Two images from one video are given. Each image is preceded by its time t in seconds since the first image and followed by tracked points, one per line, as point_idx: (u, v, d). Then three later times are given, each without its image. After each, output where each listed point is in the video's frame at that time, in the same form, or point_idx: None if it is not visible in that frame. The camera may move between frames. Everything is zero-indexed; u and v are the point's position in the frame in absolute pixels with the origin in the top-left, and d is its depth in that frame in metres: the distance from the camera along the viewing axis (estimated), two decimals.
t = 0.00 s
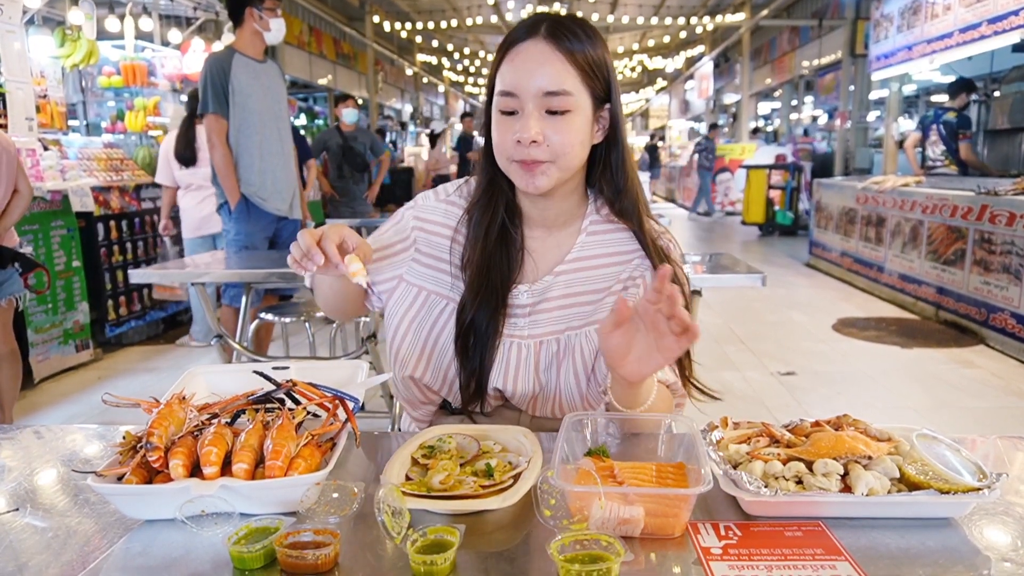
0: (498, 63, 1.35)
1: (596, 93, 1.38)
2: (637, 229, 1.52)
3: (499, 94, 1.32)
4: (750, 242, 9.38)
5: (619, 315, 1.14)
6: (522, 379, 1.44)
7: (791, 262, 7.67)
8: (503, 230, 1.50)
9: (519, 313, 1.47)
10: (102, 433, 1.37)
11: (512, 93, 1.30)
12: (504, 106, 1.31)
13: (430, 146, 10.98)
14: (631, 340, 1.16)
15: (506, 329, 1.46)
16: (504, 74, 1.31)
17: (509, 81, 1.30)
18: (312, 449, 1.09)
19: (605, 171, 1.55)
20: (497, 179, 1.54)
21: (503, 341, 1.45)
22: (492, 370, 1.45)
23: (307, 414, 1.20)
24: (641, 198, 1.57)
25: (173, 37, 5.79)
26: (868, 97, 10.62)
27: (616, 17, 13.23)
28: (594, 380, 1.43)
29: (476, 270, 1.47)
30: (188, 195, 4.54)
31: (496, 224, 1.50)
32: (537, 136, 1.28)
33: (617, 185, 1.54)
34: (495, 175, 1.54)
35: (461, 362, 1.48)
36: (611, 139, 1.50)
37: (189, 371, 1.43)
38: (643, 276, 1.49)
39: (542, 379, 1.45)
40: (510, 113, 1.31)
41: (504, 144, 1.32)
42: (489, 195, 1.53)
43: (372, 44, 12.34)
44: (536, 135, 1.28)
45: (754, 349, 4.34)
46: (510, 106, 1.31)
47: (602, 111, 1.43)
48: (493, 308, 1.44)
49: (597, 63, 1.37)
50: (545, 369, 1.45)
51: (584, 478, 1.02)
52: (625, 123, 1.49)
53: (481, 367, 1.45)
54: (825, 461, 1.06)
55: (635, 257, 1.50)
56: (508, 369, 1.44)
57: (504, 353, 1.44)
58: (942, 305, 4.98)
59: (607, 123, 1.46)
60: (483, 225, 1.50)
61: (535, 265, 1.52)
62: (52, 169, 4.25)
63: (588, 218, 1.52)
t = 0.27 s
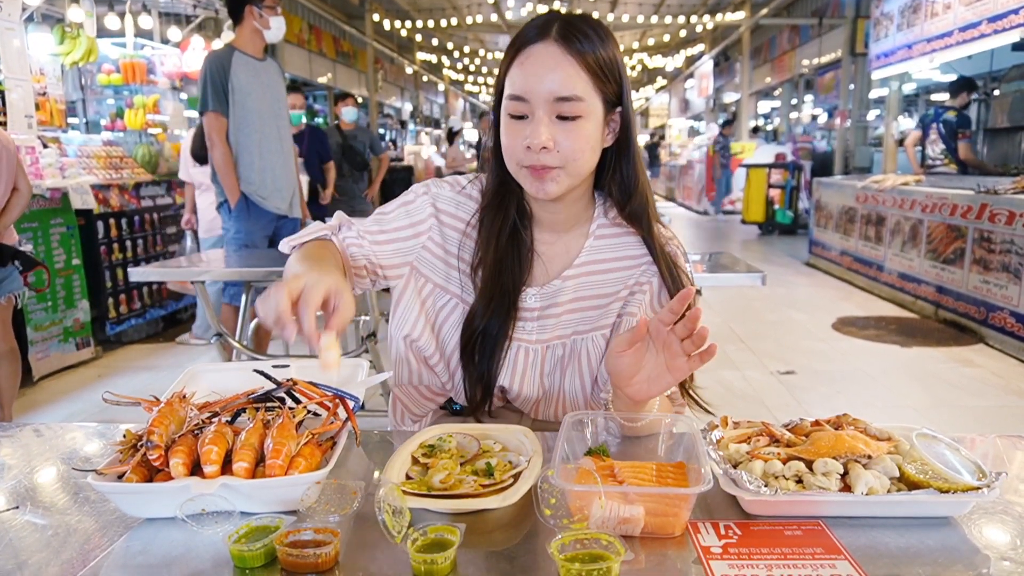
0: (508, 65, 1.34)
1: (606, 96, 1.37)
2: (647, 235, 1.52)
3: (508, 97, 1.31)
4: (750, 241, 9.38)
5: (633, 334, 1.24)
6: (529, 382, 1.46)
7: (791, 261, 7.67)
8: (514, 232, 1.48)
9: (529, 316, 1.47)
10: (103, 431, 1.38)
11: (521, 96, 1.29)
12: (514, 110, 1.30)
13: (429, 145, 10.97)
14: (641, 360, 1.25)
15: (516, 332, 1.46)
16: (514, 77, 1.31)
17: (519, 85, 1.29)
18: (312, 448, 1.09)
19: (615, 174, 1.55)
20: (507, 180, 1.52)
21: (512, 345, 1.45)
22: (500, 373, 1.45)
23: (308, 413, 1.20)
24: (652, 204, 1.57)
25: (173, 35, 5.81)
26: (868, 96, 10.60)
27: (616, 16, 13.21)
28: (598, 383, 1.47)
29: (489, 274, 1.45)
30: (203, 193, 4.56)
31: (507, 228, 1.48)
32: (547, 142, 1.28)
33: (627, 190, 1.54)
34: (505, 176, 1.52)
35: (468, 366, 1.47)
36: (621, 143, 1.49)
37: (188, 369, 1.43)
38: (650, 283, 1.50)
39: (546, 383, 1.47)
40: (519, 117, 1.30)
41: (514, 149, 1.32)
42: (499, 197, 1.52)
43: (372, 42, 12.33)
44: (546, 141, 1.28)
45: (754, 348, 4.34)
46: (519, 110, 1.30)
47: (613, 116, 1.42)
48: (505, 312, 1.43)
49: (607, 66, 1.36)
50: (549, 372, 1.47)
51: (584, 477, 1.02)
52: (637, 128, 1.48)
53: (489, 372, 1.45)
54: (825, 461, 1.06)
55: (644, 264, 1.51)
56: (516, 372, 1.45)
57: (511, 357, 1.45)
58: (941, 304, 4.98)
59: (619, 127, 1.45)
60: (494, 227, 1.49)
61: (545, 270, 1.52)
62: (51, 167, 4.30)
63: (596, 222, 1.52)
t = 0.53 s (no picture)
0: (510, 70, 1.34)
1: (610, 101, 1.37)
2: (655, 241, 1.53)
3: (511, 103, 1.31)
4: (750, 240, 9.38)
5: (634, 328, 1.25)
6: (539, 388, 1.49)
7: (792, 261, 7.67)
8: (525, 242, 1.47)
9: (541, 326, 1.47)
10: (103, 431, 1.37)
11: (524, 102, 1.29)
12: (516, 116, 1.30)
13: (429, 144, 10.97)
14: (642, 355, 1.26)
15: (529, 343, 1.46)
16: (516, 83, 1.30)
17: (521, 90, 1.29)
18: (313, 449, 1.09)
19: (621, 178, 1.54)
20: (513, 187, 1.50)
21: (525, 356, 1.46)
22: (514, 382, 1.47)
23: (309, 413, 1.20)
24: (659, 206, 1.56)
25: (173, 34, 5.80)
26: (868, 96, 10.50)
27: (616, 15, 13.20)
28: (603, 388, 1.51)
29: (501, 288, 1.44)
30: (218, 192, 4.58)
31: (517, 239, 1.46)
32: (551, 149, 1.28)
33: (633, 194, 1.54)
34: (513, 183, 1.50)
35: (481, 378, 1.48)
36: (628, 149, 1.49)
37: (189, 369, 1.43)
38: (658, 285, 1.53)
39: (554, 387, 1.51)
40: (522, 124, 1.30)
41: (519, 157, 1.31)
42: (506, 208, 1.49)
43: (371, 42, 12.33)
44: (550, 147, 1.28)
45: (754, 348, 4.34)
46: (522, 117, 1.30)
47: (618, 119, 1.41)
48: (519, 326, 1.43)
49: (610, 68, 1.36)
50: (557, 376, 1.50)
51: (585, 477, 1.02)
52: (642, 132, 1.47)
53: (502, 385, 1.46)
54: (826, 461, 1.06)
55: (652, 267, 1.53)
56: (530, 379, 1.47)
57: (525, 367, 1.46)
58: (942, 304, 4.98)
59: (625, 130, 1.44)
60: (504, 240, 1.46)
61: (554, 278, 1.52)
62: (52, 167, 4.29)
63: (602, 226, 1.53)
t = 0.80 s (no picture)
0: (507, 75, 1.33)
1: (609, 106, 1.36)
2: (656, 241, 1.53)
3: (509, 110, 1.31)
4: (750, 240, 9.38)
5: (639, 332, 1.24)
6: (544, 391, 1.50)
7: (792, 261, 7.67)
8: (527, 247, 1.46)
9: (545, 331, 1.47)
10: (103, 432, 1.37)
11: (522, 109, 1.29)
12: (515, 123, 1.30)
13: (430, 144, 10.97)
14: (645, 356, 1.26)
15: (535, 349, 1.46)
16: (514, 89, 1.30)
17: (519, 97, 1.29)
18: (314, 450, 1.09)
19: (621, 180, 1.54)
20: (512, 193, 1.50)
21: (531, 361, 1.46)
22: (519, 388, 1.48)
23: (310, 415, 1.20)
24: (659, 206, 1.56)
25: (173, 35, 5.80)
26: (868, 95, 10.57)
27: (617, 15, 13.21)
28: (604, 389, 1.52)
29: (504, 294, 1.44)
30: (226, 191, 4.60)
31: (519, 245, 1.46)
32: (551, 156, 1.28)
33: (633, 196, 1.54)
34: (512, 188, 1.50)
35: (487, 384, 1.49)
36: (628, 151, 1.49)
37: (189, 370, 1.43)
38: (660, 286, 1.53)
39: (556, 388, 1.53)
40: (521, 131, 1.30)
41: (518, 164, 1.31)
42: (506, 214, 1.48)
43: (372, 42, 12.33)
44: (551, 154, 1.28)
45: (754, 348, 4.34)
46: (520, 123, 1.30)
47: (618, 123, 1.41)
48: (523, 333, 1.43)
49: (609, 72, 1.35)
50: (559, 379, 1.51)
51: (585, 478, 1.02)
52: (642, 133, 1.47)
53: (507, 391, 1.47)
54: (827, 462, 1.06)
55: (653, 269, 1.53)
56: (535, 384, 1.48)
57: (530, 372, 1.47)
58: (942, 304, 4.98)
59: (624, 132, 1.44)
60: (506, 246, 1.46)
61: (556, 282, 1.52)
62: (52, 167, 4.29)
63: (603, 228, 1.53)
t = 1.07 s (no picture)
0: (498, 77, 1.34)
1: (601, 105, 1.36)
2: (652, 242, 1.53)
3: (500, 110, 1.31)
4: (751, 241, 9.38)
5: (635, 329, 1.25)
6: (542, 394, 1.49)
7: (792, 262, 7.67)
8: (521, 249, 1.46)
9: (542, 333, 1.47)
10: (104, 434, 1.37)
11: (512, 109, 1.29)
12: (506, 123, 1.30)
13: (430, 145, 10.97)
14: (642, 356, 1.26)
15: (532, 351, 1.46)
16: (504, 89, 1.30)
17: (509, 97, 1.29)
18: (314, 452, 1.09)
19: (615, 181, 1.54)
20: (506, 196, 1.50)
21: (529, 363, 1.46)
22: (517, 390, 1.48)
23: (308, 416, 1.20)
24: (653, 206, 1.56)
25: (173, 36, 5.81)
26: (868, 96, 10.59)
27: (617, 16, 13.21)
28: (604, 391, 1.51)
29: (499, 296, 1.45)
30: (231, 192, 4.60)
31: (513, 249, 1.46)
32: (542, 154, 1.28)
33: (627, 196, 1.53)
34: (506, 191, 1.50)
35: (487, 388, 1.49)
36: (621, 151, 1.49)
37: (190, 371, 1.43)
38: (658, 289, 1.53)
39: (556, 391, 1.51)
40: (512, 131, 1.30)
41: (509, 164, 1.31)
42: (500, 216, 1.49)
43: (372, 43, 12.33)
44: (542, 153, 1.28)
45: (755, 349, 4.34)
46: (511, 124, 1.30)
47: (609, 123, 1.41)
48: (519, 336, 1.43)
49: (600, 72, 1.35)
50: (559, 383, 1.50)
51: (586, 480, 1.02)
52: (634, 133, 1.47)
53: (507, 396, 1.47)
54: (827, 463, 1.06)
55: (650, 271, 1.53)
56: (533, 387, 1.48)
57: (528, 374, 1.47)
58: (942, 305, 4.98)
59: (616, 132, 1.44)
60: (501, 250, 1.46)
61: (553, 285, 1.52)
62: (53, 168, 4.29)
63: (600, 230, 1.53)
